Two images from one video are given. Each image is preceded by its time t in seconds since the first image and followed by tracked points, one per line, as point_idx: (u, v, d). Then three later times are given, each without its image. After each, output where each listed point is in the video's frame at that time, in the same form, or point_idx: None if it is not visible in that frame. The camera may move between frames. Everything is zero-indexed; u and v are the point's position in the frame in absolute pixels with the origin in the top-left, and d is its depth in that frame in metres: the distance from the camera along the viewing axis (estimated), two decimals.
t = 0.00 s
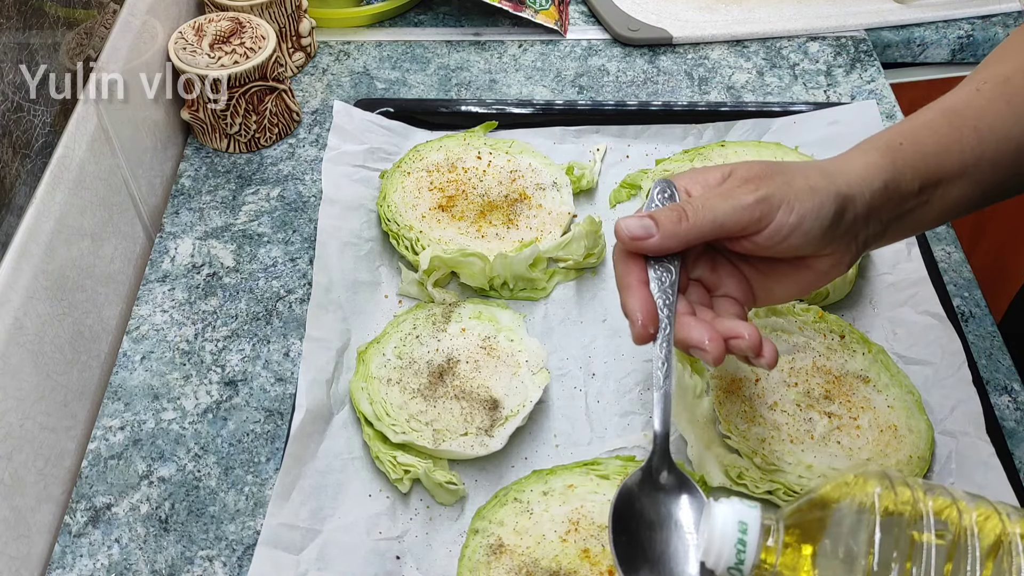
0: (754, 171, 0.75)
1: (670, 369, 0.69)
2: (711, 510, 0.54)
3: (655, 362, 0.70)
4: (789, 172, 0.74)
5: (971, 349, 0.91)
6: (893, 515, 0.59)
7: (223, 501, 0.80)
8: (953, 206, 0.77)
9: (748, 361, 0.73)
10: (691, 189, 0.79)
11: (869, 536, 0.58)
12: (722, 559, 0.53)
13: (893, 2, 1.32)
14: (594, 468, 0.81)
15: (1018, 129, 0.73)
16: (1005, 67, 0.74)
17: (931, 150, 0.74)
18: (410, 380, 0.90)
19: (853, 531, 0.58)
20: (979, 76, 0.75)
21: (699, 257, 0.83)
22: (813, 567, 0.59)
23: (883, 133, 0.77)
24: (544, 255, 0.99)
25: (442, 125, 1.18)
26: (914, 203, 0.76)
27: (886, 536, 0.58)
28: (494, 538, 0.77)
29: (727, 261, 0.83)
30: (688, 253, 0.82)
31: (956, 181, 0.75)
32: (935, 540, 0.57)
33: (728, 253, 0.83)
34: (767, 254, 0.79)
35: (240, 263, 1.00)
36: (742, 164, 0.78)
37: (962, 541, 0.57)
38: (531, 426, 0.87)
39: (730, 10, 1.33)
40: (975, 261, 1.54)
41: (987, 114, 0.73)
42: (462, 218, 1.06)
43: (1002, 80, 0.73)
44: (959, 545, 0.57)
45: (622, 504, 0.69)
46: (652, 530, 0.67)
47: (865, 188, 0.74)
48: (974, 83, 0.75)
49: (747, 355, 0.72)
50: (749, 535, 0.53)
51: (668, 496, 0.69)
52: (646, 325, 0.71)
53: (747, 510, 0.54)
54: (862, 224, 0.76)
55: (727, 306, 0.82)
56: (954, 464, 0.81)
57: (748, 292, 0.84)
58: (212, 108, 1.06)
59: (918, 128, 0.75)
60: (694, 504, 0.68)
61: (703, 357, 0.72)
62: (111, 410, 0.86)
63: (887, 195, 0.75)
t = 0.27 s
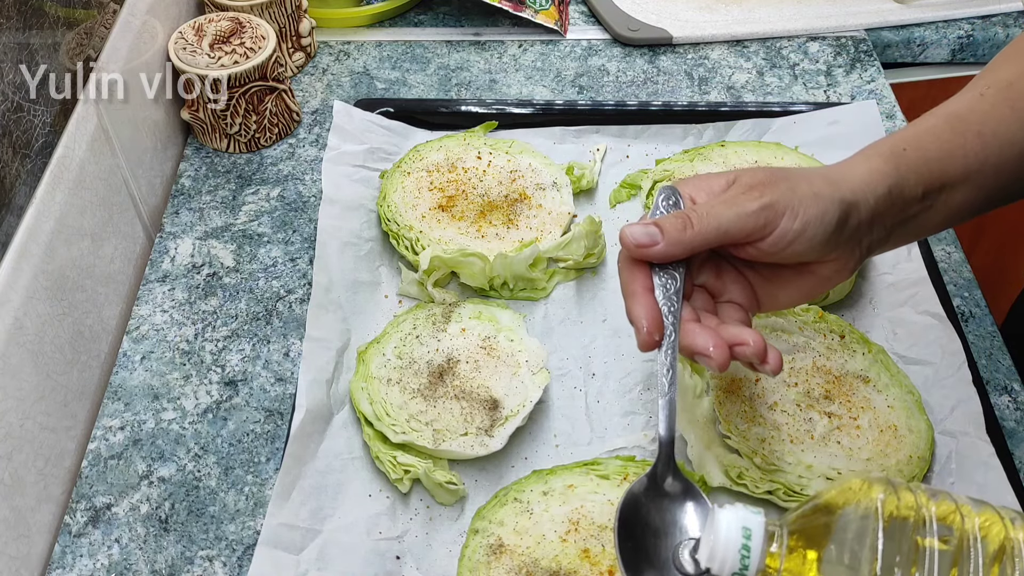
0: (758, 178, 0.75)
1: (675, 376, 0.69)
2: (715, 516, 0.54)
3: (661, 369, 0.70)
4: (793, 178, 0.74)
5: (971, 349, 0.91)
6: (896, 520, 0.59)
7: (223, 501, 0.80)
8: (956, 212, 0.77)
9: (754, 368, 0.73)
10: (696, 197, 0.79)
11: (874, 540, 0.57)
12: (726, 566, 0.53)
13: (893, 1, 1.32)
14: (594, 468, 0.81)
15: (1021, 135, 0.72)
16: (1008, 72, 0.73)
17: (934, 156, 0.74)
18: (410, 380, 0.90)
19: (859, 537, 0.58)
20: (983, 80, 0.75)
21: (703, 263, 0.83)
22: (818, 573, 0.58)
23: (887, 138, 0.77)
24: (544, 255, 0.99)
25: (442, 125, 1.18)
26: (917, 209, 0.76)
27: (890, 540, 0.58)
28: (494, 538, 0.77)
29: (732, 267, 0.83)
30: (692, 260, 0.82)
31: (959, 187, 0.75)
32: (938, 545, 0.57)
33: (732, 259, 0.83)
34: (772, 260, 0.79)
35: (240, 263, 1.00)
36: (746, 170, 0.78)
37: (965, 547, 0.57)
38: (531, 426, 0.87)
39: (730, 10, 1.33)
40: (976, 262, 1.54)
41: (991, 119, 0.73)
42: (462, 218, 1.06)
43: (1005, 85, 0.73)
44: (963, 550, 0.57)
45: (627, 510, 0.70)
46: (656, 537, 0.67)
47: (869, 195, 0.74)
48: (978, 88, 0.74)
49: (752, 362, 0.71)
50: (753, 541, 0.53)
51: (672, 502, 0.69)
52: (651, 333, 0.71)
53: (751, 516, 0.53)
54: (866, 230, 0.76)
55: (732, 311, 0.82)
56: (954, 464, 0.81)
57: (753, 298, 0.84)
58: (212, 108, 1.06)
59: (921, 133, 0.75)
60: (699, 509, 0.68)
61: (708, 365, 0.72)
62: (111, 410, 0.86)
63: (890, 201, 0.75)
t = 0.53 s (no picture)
0: (757, 179, 0.75)
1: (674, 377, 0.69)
2: (714, 517, 0.54)
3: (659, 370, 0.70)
4: (791, 179, 0.75)
5: (971, 350, 0.91)
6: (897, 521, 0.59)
7: (223, 501, 0.80)
8: (956, 213, 0.76)
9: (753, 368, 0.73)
10: (694, 199, 0.78)
11: (873, 540, 0.57)
12: (725, 567, 0.52)
13: (893, 2, 1.32)
14: (594, 468, 0.81)
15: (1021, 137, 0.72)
16: (1009, 73, 0.72)
17: (932, 157, 0.74)
18: (410, 380, 0.90)
19: (859, 537, 0.58)
20: (983, 82, 0.74)
21: (702, 264, 0.83)
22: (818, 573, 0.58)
23: (887, 139, 0.77)
24: (544, 255, 0.99)
25: (442, 125, 1.18)
26: (916, 210, 0.76)
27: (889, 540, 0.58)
28: (494, 539, 0.77)
29: (730, 268, 0.83)
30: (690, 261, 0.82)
31: (957, 189, 0.74)
32: (938, 546, 0.58)
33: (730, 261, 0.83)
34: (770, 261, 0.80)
35: (240, 263, 1.00)
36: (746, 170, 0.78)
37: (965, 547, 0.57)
38: (531, 426, 0.87)
39: (730, 10, 1.33)
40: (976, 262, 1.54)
41: (990, 121, 0.72)
42: (462, 218, 1.06)
43: (1004, 87, 0.72)
44: (963, 551, 0.57)
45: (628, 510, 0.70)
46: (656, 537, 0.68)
47: (867, 196, 0.74)
48: (978, 89, 0.74)
49: (751, 362, 0.71)
50: (752, 543, 0.53)
51: (672, 503, 0.70)
52: (650, 333, 0.71)
53: (750, 517, 0.53)
54: (865, 231, 0.76)
55: (730, 312, 0.82)
56: (954, 464, 0.81)
57: (752, 300, 0.84)
58: (212, 108, 1.06)
59: (920, 135, 0.75)
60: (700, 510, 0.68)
61: (707, 366, 0.72)
62: (111, 410, 0.86)
63: (889, 202, 0.75)
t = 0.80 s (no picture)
0: (751, 180, 0.75)
1: (674, 378, 0.69)
2: (717, 518, 0.54)
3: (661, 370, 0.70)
4: (787, 180, 0.74)
5: (971, 349, 0.91)
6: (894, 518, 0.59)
7: (223, 501, 0.80)
8: (953, 216, 0.76)
9: (754, 367, 0.72)
10: (689, 202, 0.77)
11: (874, 540, 0.58)
12: (728, 568, 0.53)
13: (893, 2, 1.32)
14: (594, 468, 0.81)
15: (1019, 140, 0.72)
16: (1007, 77, 0.74)
17: (929, 159, 0.74)
18: (410, 380, 0.90)
19: (858, 536, 0.58)
20: (981, 85, 0.75)
21: (701, 266, 0.83)
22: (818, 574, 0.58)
23: (884, 142, 0.77)
24: (544, 255, 0.99)
25: (442, 125, 1.18)
26: (913, 212, 0.76)
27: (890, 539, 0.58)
28: (494, 538, 0.77)
29: (728, 269, 0.83)
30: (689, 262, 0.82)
31: (957, 190, 0.74)
32: (940, 546, 0.58)
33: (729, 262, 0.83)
34: (766, 262, 0.79)
35: (240, 263, 1.00)
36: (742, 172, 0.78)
37: (966, 547, 0.57)
38: (531, 426, 0.87)
39: (730, 10, 1.33)
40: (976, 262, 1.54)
41: (989, 124, 0.73)
42: (462, 218, 1.06)
43: (1003, 90, 0.73)
44: (963, 550, 0.57)
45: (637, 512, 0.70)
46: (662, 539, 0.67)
47: (864, 198, 0.74)
48: (976, 92, 0.75)
49: (752, 360, 0.70)
50: (755, 544, 0.53)
51: (676, 503, 0.69)
52: (649, 335, 0.72)
53: (752, 518, 0.53)
54: (861, 233, 0.76)
55: (730, 314, 0.82)
56: (954, 464, 0.81)
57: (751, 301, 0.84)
58: (212, 108, 1.06)
59: (918, 137, 0.75)
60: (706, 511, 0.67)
61: (708, 366, 0.71)
62: (111, 410, 0.86)
63: (886, 204, 0.75)
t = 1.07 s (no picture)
0: (748, 173, 0.75)
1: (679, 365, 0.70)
2: (725, 490, 0.54)
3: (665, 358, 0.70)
4: (784, 173, 0.75)
5: (971, 350, 0.91)
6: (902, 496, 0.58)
7: (223, 501, 0.80)
8: (954, 213, 0.76)
9: (759, 353, 0.72)
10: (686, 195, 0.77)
11: (862, 519, 0.58)
12: (735, 540, 0.52)
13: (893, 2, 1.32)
14: (594, 468, 0.81)
15: (1020, 138, 0.72)
16: (1010, 75, 0.73)
17: (929, 156, 0.74)
18: (410, 380, 0.90)
19: (848, 513, 0.58)
20: (983, 83, 0.75)
21: (701, 260, 0.83)
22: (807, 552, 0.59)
23: (885, 138, 0.77)
24: (544, 255, 0.99)
25: (442, 125, 1.18)
26: (914, 208, 0.76)
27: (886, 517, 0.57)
28: (494, 538, 0.77)
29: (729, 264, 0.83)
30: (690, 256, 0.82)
31: (957, 186, 0.74)
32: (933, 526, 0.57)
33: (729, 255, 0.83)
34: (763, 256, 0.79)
35: (240, 263, 1.00)
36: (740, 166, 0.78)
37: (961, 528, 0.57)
38: (531, 426, 0.87)
39: (730, 10, 1.33)
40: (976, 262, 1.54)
41: (990, 121, 0.73)
42: (462, 218, 1.06)
43: (1005, 87, 0.73)
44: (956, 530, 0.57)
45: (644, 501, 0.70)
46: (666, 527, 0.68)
47: (861, 192, 0.74)
48: (978, 90, 0.75)
49: (756, 346, 0.70)
50: (764, 518, 0.52)
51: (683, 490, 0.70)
52: (651, 325, 0.72)
53: (761, 492, 0.53)
54: (859, 227, 0.76)
55: (733, 307, 0.82)
56: (954, 464, 0.81)
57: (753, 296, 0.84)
58: (212, 108, 1.06)
59: (919, 134, 0.75)
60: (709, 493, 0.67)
61: (712, 354, 0.71)
62: (111, 410, 0.86)
63: (886, 199, 0.75)
